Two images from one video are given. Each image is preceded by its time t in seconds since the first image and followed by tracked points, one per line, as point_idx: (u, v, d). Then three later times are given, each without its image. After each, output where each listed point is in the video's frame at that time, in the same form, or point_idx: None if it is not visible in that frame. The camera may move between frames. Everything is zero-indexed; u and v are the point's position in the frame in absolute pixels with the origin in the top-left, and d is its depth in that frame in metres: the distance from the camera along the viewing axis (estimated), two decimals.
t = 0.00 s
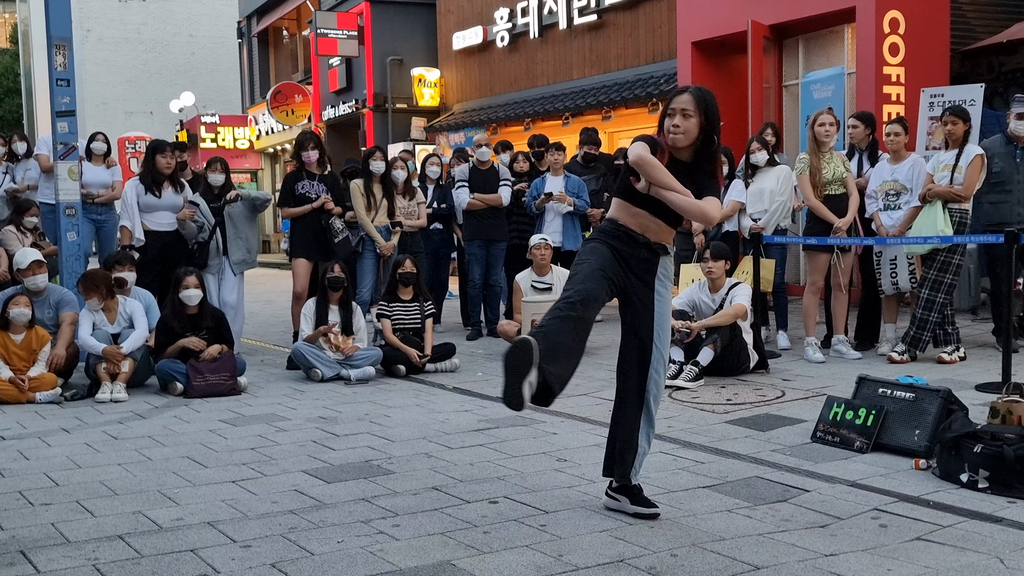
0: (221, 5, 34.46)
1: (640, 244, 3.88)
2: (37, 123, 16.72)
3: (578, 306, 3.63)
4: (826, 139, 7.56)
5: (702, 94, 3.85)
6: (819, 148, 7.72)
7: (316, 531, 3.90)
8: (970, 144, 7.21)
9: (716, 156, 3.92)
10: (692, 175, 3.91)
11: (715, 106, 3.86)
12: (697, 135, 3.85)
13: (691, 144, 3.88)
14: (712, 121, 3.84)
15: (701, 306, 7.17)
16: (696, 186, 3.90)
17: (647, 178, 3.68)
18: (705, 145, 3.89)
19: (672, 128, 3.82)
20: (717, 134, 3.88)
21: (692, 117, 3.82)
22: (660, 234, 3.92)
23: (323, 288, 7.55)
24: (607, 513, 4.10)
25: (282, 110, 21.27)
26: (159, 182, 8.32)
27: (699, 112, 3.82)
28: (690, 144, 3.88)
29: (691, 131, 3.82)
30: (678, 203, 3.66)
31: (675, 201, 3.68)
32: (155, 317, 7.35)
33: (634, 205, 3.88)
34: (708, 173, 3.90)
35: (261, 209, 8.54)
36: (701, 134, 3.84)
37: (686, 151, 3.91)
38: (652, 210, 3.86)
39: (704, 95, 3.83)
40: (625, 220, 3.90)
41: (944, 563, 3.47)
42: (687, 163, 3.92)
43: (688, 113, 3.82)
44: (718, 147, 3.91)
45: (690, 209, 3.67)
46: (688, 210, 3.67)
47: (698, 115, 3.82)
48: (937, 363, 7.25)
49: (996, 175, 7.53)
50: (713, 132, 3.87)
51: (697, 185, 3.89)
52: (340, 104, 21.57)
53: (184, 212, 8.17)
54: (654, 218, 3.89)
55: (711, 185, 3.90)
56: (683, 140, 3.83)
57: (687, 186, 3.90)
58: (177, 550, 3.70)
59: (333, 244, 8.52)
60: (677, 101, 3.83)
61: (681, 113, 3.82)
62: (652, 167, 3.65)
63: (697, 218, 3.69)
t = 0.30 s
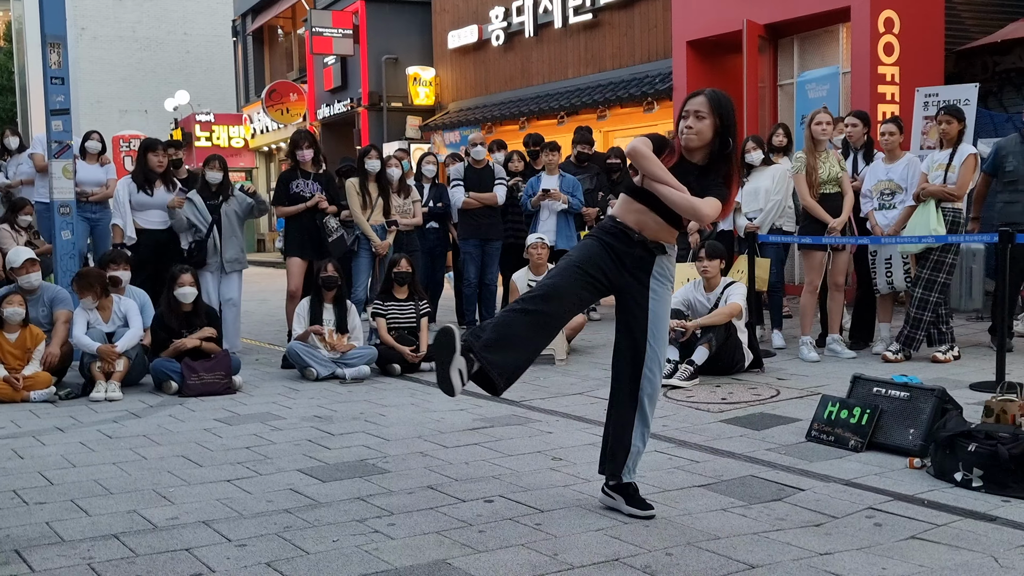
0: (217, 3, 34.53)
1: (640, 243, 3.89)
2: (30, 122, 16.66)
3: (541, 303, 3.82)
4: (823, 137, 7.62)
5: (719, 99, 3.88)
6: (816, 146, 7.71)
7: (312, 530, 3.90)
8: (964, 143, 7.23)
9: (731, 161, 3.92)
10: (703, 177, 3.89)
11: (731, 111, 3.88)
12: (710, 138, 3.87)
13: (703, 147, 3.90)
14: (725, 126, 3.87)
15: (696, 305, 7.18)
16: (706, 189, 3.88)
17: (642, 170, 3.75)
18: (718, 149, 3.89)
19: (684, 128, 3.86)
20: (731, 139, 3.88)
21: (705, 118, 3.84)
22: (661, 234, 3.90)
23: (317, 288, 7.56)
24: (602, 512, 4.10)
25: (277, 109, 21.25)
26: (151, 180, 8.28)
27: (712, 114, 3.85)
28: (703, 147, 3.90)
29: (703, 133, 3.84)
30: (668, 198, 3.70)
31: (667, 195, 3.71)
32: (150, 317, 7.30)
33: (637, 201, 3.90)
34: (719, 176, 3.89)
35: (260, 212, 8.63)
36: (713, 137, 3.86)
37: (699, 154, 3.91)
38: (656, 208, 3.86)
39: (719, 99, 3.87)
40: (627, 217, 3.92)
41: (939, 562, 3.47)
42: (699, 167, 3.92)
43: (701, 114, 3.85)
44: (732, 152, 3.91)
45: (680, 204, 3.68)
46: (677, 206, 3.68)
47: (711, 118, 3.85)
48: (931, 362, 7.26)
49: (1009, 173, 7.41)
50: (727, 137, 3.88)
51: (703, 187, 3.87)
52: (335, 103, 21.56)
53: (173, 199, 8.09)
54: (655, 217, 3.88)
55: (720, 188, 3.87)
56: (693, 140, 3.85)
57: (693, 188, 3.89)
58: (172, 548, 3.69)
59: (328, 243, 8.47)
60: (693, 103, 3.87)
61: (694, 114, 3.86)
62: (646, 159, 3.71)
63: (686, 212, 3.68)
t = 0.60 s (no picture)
0: (211, 2, 34.54)
1: (623, 246, 3.93)
2: (24, 121, 16.61)
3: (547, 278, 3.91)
4: (817, 138, 7.56)
5: (721, 108, 3.84)
6: (810, 147, 7.71)
7: (306, 530, 3.90)
8: (957, 144, 7.24)
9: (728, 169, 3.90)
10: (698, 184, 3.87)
11: (733, 122, 3.85)
12: (709, 147, 3.84)
13: (702, 155, 3.86)
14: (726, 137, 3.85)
15: (690, 305, 7.19)
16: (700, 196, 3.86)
17: (635, 180, 3.73)
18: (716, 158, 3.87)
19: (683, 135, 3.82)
20: (731, 149, 3.86)
21: (704, 128, 3.80)
22: (648, 238, 3.91)
23: (310, 288, 7.57)
24: (597, 512, 4.10)
25: (271, 108, 21.23)
26: (142, 179, 8.27)
27: (714, 124, 3.81)
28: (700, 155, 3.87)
29: (702, 142, 3.81)
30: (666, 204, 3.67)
31: (663, 202, 3.67)
32: (143, 316, 7.32)
33: (629, 206, 3.92)
34: (716, 184, 3.86)
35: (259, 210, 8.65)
36: (712, 146, 3.83)
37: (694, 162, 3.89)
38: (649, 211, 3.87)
39: (722, 109, 3.83)
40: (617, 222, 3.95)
41: (933, 561, 3.48)
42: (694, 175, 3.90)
43: (702, 124, 3.81)
44: (732, 161, 3.88)
45: (675, 209, 3.65)
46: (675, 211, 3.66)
47: (712, 127, 3.81)
48: (924, 361, 7.29)
49: None
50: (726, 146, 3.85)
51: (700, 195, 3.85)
52: (330, 103, 21.55)
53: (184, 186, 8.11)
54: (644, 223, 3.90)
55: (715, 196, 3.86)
56: (691, 150, 3.82)
57: (689, 195, 3.86)
58: (165, 549, 3.69)
59: (322, 243, 8.47)
60: (694, 111, 3.83)
61: (694, 122, 3.82)
62: (637, 168, 3.70)
63: (682, 216, 3.66)
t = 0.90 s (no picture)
0: (206, 1, 34.53)
1: (617, 244, 3.95)
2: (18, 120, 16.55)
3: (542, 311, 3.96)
4: (814, 137, 7.62)
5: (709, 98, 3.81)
6: (807, 146, 7.75)
7: (301, 529, 3.89)
8: (953, 144, 7.24)
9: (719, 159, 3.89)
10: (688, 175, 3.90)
11: (721, 112, 3.82)
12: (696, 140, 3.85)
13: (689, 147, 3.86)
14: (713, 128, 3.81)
15: (686, 304, 7.18)
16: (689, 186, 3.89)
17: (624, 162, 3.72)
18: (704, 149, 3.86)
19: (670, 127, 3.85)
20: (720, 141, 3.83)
21: (691, 120, 3.81)
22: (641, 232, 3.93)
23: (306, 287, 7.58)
24: (592, 512, 4.10)
25: (267, 107, 21.22)
26: (136, 178, 8.27)
27: (699, 117, 3.81)
28: (689, 147, 3.88)
29: (687, 135, 3.83)
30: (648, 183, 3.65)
31: (646, 184, 3.66)
32: (138, 315, 7.33)
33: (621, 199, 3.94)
34: (705, 176, 3.86)
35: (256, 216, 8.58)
36: (699, 139, 3.83)
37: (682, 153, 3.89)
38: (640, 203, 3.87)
39: (710, 100, 3.81)
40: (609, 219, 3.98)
41: (928, 560, 3.48)
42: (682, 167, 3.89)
43: (688, 116, 3.82)
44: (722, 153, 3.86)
45: (658, 194, 3.63)
46: (655, 194, 3.64)
47: (698, 120, 3.82)
48: (919, 361, 7.29)
49: None
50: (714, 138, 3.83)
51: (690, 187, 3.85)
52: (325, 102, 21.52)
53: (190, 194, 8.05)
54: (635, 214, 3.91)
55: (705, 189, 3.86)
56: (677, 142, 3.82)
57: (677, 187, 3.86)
58: (161, 548, 3.68)
59: (317, 242, 8.48)
60: (681, 104, 3.84)
61: (681, 115, 3.83)
62: (628, 149, 3.69)
63: (664, 202, 3.64)
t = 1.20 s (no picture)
0: None
1: (612, 248, 3.97)
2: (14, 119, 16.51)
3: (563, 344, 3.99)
4: (811, 137, 7.61)
5: (683, 96, 3.87)
6: (803, 145, 7.73)
7: (298, 528, 3.89)
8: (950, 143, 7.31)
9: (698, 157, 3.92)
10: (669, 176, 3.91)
11: (697, 109, 3.87)
12: (674, 136, 3.86)
13: (670, 143, 3.89)
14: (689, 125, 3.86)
15: (683, 303, 7.19)
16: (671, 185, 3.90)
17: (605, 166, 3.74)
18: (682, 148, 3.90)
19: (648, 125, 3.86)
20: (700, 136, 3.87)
21: (669, 117, 3.83)
22: (631, 236, 3.97)
23: (302, 287, 7.55)
24: (589, 511, 4.10)
25: (264, 106, 21.20)
26: (133, 177, 8.26)
27: (677, 114, 3.84)
28: (667, 145, 3.89)
29: (666, 131, 3.84)
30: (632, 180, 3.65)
31: (630, 181, 3.66)
32: (135, 314, 7.27)
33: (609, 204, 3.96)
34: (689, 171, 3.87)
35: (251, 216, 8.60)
36: (678, 134, 3.85)
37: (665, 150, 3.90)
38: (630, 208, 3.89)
39: (684, 97, 3.86)
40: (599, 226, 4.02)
41: (923, 559, 3.49)
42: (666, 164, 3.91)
43: (665, 113, 3.84)
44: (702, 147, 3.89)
45: (646, 185, 3.62)
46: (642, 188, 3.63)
47: (675, 116, 3.84)
48: (916, 360, 7.30)
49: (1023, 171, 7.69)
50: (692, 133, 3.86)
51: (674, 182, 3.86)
52: (322, 101, 21.51)
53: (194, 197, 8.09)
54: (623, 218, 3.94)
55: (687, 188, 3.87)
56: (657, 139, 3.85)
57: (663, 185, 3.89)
58: (157, 547, 3.68)
59: (314, 241, 8.47)
60: (657, 102, 3.87)
61: (658, 112, 3.85)
62: (607, 154, 3.72)
63: (654, 191, 3.62)
